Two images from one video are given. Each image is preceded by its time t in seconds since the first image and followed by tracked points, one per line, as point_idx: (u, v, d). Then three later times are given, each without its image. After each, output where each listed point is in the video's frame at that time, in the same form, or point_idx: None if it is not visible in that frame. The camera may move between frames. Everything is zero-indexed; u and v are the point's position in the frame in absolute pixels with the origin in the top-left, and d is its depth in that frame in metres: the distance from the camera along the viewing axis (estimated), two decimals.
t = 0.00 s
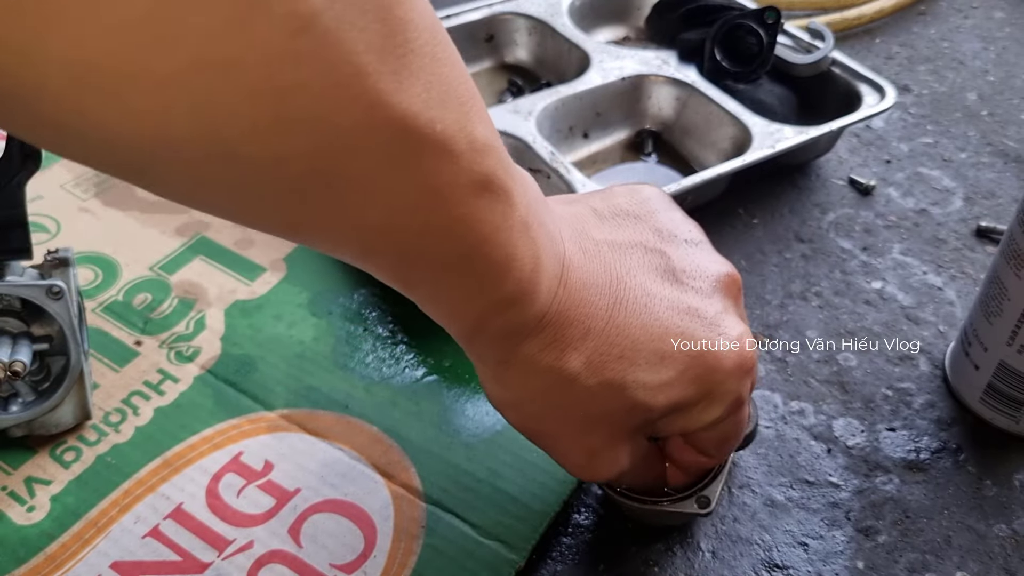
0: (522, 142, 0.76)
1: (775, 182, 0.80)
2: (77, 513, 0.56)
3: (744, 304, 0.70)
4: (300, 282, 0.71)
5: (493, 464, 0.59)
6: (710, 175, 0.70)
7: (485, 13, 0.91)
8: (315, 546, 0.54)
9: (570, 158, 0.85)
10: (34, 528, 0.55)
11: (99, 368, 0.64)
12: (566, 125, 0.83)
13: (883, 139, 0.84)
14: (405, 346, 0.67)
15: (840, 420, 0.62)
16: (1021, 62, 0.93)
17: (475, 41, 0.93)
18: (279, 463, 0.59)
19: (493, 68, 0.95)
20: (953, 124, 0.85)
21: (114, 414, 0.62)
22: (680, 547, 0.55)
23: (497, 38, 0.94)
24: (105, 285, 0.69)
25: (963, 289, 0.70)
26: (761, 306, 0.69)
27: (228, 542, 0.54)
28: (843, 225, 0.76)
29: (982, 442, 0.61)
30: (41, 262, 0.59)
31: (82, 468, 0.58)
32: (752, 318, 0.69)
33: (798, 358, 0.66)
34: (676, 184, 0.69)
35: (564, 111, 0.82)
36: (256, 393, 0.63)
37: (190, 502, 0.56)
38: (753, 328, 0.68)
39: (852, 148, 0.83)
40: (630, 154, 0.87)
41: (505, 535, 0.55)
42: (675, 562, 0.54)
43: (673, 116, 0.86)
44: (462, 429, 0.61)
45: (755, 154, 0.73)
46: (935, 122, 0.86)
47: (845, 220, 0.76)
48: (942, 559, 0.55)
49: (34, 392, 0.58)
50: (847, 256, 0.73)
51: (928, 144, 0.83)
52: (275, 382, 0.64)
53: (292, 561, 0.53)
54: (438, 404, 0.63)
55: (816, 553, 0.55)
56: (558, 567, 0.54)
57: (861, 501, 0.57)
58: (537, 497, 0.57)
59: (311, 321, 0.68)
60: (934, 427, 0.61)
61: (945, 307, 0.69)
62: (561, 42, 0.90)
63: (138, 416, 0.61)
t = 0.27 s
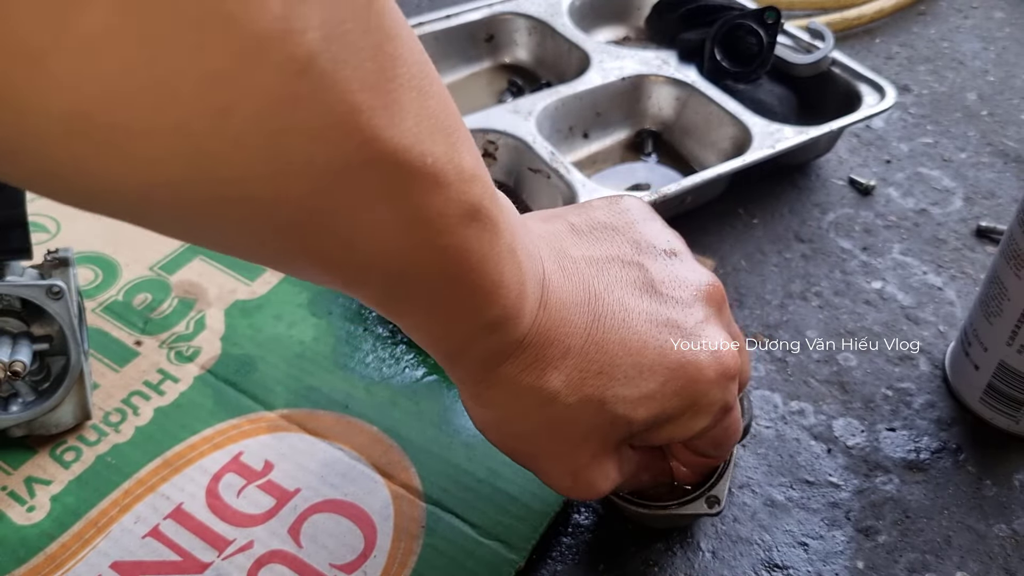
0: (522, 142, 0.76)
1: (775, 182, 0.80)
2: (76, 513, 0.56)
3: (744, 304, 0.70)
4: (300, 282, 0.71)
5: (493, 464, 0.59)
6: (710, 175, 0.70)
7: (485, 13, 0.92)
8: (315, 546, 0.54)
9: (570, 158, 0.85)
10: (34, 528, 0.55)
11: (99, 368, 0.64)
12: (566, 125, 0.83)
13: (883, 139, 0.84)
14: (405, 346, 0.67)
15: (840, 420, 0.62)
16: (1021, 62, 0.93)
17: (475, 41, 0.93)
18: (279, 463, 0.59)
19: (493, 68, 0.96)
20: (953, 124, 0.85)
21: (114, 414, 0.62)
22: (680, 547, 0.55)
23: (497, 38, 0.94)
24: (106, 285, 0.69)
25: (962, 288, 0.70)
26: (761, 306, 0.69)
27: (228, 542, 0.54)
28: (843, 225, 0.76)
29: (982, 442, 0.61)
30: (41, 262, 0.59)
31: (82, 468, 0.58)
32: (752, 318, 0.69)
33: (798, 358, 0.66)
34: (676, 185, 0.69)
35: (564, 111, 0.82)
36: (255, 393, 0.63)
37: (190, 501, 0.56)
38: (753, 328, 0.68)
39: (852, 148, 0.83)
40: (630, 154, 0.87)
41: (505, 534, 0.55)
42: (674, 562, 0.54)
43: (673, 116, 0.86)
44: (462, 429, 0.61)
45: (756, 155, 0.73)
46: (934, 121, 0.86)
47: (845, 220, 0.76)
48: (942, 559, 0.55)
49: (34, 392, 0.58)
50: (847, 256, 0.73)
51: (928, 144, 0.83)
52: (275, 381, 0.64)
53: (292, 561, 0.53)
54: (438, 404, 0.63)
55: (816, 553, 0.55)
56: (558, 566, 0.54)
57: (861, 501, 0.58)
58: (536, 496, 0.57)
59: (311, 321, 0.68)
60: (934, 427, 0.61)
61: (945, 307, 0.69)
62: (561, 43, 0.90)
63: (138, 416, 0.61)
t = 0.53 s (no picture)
0: (521, 142, 0.76)
1: (775, 182, 0.80)
2: (76, 513, 0.56)
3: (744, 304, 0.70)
4: (300, 282, 0.71)
5: (493, 464, 0.59)
6: (710, 175, 0.70)
7: (485, 13, 0.92)
8: (315, 546, 0.54)
9: (570, 158, 0.85)
10: (34, 528, 0.55)
11: (99, 368, 0.64)
12: (566, 125, 0.83)
13: (883, 139, 0.84)
14: (405, 347, 0.67)
15: (840, 420, 0.62)
16: (1021, 62, 0.93)
17: (475, 41, 0.93)
18: (279, 463, 0.59)
19: (493, 68, 0.96)
20: (952, 124, 0.85)
21: (114, 414, 0.62)
22: (680, 547, 0.55)
23: (497, 38, 0.94)
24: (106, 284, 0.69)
25: (962, 289, 0.70)
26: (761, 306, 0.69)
27: (228, 542, 0.54)
28: (843, 225, 0.76)
29: (982, 442, 0.61)
30: (41, 262, 0.59)
31: (81, 468, 0.58)
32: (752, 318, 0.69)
33: (798, 359, 0.66)
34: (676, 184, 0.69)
35: (564, 111, 0.82)
36: (255, 393, 0.63)
37: (190, 502, 0.56)
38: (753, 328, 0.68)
39: (852, 148, 0.83)
40: (630, 154, 0.87)
41: (505, 535, 0.55)
42: (674, 562, 0.55)
43: (673, 116, 0.86)
44: (463, 429, 0.61)
45: (755, 154, 0.73)
46: (934, 122, 0.86)
47: (845, 220, 0.76)
48: (942, 559, 0.55)
49: (35, 392, 0.58)
50: (847, 256, 0.73)
51: (928, 144, 0.83)
52: (275, 382, 0.64)
53: (292, 561, 0.53)
54: (438, 404, 0.63)
55: (816, 553, 0.55)
56: (557, 566, 0.54)
57: (861, 501, 0.58)
58: (536, 497, 0.57)
59: (311, 321, 0.68)
60: (933, 427, 0.61)
61: (945, 307, 0.69)
62: (561, 43, 0.90)
63: (138, 416, 0.61)
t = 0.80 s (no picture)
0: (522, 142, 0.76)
1: (775, 182, 0.80)
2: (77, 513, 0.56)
3: (744, 304, 0.70)
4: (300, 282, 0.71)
5: (494, 464, 0.59)
6: (709, 175, 0.71)
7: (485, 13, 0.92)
8: (315, 546, 0.54)
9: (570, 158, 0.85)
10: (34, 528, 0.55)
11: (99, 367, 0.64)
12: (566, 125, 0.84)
13: (883, 140, 0.84)
14: (405, 347, 0.67)
15: (840, 420, 0.62)
16: (1021, 62, 0.93)
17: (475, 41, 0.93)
18: (279, 463, 0.59)
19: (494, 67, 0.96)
20: (953, 124, 0.85)
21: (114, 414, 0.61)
22: (681, 548, 0.55)
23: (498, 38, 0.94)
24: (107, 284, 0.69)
25: (962, 289, 0.70)
26: (761, 306, 0.69)
27: (228, 542, 0.54)
28: (843, 225, 0.76)
29: (982, 442, 0.61)
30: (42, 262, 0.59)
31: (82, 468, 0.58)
32: (752, 318, 0.69)
33: (798, 359, 0.66)
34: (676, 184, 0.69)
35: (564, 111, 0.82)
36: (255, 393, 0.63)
37: (190, 501, 0.56)
38: (753, 327, 0.68)
39: (852, 149, 0.83)
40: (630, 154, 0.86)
41: (505, 534, 0.55)
42: (675, 562, 0.55)
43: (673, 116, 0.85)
44: (463, 429, 0.61)
45: (755, 154, 0.73)
46: (934, 122, 0.86)
47: (845, 220, 0.76)
48: (942, 559, 0.55)
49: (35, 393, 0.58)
50: (847, 256, 0.73)
51: (928, 144, 0.83)
52: (275, 381, 0.64)
53: (292, 561, 0.53)
54: (439, 404, 0.63)
55: (816, 553, 0.55)
56: (557, 566, 0.54)
57: (861, 501, 0.57)
58: (536, 497, 0.57)
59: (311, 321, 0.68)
60: (934, 427, 0.61)
61: (944, 307, 0.69)
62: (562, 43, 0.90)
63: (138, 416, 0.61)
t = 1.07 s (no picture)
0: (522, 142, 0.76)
1: (775, 182, 0.80)
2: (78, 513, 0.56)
3: (744, 304, 0.70)
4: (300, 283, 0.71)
5: (494, 464, 0.59)
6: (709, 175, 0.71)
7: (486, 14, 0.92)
8: (315, 546, 0.54)
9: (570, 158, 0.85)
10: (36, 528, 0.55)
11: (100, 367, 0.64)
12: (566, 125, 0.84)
13: (883, 140, 0.84)
14: (405, 346, 0.67)
15: (840, 420, 0.62)
16: (1021, 62, 0.93)
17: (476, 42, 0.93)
18: (279, 463, 0.59)
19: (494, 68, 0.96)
20: (952, 124, 0.85)
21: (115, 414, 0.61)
22: (681, 547, 0.55)
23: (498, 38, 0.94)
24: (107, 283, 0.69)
25: (962, 289, 0.70)
26: (761, 306, 0.69)
27: (229, 542, 0.54)
28: (843, 225, 0.76)
29: (982, 442, 0.61)
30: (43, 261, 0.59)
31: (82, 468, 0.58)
32: (752, 318, 0.69)
33: (798, 359, 0.66)
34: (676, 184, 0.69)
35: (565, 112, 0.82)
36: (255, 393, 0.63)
37: (190, 501, 0.56)
38: (753, 327, 0.68)
39: (852, 149, 0.83)
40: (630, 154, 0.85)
41: (505, 534, 0.55)
42: (675, 562, 0.55)
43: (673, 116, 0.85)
44: (463, 429, 0.61)
45: (756, 154, 0.73)
46: (934, 122, 0.86)
47: (845, 220, 0.76)
48: (942, 559, 0.55)
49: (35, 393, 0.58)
50: (847, 256, 0.73)
51: (928, 144, 0.83)
52: (275, 381, 0.64)
53: (292, 561, 0.53)
54: (438, 404, 0.62)
55: (816, 553, 0.55)
56: (557, 566, 0.54)
57: (861, 501, 0.57)
58: (536, 497, 0.57)
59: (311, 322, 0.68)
60: (933, 427, 0.61)
61: (944, 307, 0.69)
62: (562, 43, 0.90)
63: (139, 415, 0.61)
